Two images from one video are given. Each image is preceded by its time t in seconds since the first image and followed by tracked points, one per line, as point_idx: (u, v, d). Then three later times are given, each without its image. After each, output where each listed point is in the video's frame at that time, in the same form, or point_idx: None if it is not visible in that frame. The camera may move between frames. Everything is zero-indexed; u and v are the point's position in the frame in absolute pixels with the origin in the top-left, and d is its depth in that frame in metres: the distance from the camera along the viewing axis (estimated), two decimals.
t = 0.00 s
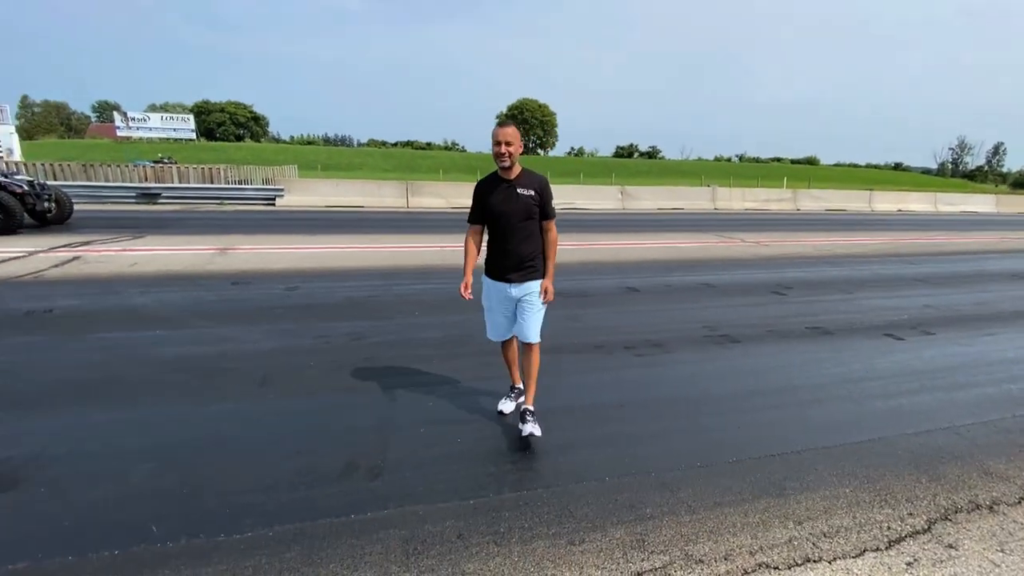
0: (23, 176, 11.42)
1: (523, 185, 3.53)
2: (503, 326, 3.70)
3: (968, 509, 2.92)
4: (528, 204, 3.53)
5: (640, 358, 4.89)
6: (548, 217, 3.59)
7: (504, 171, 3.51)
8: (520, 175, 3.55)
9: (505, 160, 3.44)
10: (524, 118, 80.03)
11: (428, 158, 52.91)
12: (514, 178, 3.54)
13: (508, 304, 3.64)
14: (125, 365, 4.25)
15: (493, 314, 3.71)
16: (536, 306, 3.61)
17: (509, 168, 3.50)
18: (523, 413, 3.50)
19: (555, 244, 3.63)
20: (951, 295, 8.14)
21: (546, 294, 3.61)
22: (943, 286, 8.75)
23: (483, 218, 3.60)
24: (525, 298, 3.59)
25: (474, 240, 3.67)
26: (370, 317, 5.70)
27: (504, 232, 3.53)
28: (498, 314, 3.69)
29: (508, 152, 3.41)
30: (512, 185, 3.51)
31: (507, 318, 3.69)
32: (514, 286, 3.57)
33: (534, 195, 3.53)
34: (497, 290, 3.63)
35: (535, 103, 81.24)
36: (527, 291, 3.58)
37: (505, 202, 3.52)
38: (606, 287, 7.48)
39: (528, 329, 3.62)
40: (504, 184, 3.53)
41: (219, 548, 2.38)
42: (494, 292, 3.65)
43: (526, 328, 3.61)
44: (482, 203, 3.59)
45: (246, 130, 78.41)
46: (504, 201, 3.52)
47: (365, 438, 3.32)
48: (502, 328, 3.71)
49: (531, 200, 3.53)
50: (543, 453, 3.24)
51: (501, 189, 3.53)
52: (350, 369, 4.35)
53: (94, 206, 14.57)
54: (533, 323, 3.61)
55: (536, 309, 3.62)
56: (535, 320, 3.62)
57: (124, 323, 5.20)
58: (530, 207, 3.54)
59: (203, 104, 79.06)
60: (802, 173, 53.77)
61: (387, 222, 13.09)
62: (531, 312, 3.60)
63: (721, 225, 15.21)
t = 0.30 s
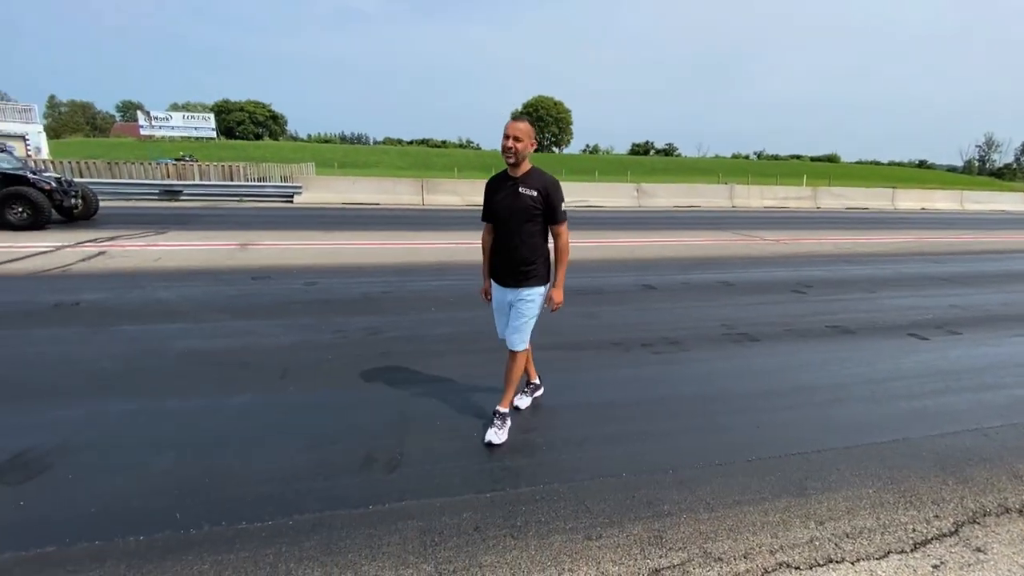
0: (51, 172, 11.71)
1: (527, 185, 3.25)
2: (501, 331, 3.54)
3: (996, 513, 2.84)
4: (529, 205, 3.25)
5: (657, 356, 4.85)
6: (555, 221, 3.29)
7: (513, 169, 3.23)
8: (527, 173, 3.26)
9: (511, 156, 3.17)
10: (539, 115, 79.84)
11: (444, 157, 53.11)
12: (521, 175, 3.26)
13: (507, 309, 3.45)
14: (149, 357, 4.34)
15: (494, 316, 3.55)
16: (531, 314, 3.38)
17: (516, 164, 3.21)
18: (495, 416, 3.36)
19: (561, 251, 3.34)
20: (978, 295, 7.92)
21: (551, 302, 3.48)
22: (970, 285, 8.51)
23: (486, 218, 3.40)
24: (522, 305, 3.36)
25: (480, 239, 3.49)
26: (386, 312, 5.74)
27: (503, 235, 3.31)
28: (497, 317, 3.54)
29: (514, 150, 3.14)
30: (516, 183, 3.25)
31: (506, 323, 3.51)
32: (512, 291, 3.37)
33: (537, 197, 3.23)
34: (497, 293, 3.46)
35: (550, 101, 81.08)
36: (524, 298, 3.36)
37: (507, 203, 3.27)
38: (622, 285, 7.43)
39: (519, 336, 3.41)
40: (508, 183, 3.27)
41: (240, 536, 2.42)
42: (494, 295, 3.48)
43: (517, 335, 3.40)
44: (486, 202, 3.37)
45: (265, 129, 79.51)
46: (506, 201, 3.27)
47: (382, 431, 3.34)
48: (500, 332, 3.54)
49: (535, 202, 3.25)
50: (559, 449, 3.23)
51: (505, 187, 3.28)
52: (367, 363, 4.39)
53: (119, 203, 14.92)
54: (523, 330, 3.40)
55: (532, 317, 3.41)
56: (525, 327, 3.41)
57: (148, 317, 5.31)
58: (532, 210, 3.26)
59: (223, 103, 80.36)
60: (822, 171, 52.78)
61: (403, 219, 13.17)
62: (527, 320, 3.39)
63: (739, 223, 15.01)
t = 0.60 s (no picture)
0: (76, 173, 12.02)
1: (525, 187, 3.12)
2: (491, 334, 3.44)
3: (1021, 523, 2.77)
4: (524, 208, 3.13)
5: (672, 358, 4.81)
6: (548, 227, 3.11)
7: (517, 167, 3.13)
8: (528, 175, 3.14)
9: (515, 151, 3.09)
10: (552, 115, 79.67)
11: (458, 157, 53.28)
12: (521, 177, 3.14)
13: (500, 311, 3.37)
14: (169, 355, 4.44)
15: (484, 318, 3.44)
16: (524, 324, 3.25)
17: (517, 164, 3.11)
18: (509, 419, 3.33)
19: (548, 260, 3.12)
20: (1005, 298, 7.70)
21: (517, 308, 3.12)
22: (996, 288, 8.29)
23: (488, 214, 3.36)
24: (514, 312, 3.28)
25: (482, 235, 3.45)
26: (401, 311, 5.79)
27: (497, 234, 3.23)
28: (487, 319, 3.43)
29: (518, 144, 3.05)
30: (515, 185, 3.15)
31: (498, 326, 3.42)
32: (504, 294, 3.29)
33: (532, 201, 3.10)
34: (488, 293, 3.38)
35: (564, 100, 80.81)
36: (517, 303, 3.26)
37: (504, 202, 3.18)
38: (636, 286, 7.38)
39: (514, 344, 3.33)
40: (509, 182, 3.19)
41: (258, 533, 2.47)
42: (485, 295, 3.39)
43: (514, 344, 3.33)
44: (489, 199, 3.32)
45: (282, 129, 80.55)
46: (503, 199, 3.19)
47: (396, 431, 3.38)
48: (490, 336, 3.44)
49: (529, 205, 3.11)
50: (572, 451, 3.23)
51: (504, 188, 3.20)
52: (382, 362, 4.44)
53: (141, 203, 15.24)
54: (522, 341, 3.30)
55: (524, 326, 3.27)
56: (523, 338, 3.30)
57: (170, 315, 5.43)
58: (527, 213, 3.13)
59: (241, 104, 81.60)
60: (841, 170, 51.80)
61: (417, 219, 13.24)
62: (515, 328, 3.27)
63: (756, 223, 14.81)
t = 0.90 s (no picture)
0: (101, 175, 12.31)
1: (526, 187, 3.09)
2: (488, 337, 3.38)
3: None
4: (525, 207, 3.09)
5: (687, 360, 4.76)
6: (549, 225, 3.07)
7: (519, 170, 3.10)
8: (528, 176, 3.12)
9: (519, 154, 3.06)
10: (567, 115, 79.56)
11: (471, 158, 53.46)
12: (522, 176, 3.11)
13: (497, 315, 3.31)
14: (188, 354, 4.52)
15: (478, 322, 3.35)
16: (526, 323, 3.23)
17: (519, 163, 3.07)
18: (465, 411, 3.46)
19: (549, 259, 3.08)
20: None
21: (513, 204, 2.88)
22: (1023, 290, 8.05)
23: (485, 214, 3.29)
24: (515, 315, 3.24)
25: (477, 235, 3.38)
26: (415, 312, 5.82)
27: (495, 233, 3.17)
28: (482, 323, 3.35)
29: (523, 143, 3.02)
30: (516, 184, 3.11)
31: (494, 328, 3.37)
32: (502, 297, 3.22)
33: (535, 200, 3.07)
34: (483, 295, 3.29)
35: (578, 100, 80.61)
36: (517, 305, 3.22)
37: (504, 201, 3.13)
38: (650, 287, 7.33)
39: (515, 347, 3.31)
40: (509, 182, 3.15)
41: (273, 529, 2.50)
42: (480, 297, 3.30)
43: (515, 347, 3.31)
44: (487, 199, 3.25)
45: (298, 131, 81.63)
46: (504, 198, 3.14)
47: (410, 431, 3.39)
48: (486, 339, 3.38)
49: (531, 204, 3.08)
50: (585, 453, 3.21)
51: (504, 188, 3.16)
52: (396, 362, 4.46)
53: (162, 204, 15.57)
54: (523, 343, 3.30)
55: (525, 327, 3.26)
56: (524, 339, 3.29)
57: (189, 314, 5.53)
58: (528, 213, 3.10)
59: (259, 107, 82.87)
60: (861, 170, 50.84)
61: (431, 220, 13.32)
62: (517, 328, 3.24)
63: (773, 224, 14.61)
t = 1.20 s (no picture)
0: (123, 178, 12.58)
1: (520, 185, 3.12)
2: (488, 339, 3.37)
3: None
4: (521, 206, 3.12)
5: (702, 362, 4.73)
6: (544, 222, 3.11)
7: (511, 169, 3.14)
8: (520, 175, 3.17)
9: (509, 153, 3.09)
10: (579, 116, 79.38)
11: (484, 159, 53.61)
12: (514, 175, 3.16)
13: (496, 317, 3.31)
14: (208, 352, 4.61)
15: (477, 325, 3.35)
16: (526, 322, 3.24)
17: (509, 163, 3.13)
18: (472, 415, 3.47)
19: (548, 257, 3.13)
20: None
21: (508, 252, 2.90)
22: None
23: (477, 217, 3.29)
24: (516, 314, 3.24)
25: (470, 239, 3.36)
26: (429, 312, 5.87)
27: (491, 235, 3.17)
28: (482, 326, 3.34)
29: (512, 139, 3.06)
30: (509, 184, 3.14)
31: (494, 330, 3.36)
32: (501, 298, 3.22)
33: (530, 197, 3.11)
34: (481, 298, 3.28)
35: (590, 101, 80.48)
36: (517, 305, 3.23)
37: (498, 202, 3.15)
38: (665, 288, 7.30)
39: (517, 347, 3.32)
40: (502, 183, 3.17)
41: (291, 526, 2.54)
42: (478, 301, 3.28)
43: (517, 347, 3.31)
44: (478, 201, 3.26)
45: (313, 134, 82.63)
46: (496, 199, 3.16)
47: (424, 430, 3.42)
48: (486, 342, 3.38)
49: (526, 203, 3.11)
50: (599, 454, 3.21)
51: (497, 188, 3.18)
52: (411, 362, 4.50)
53: (182, 206, 15.86)
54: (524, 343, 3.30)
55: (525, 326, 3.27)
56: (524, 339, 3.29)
57: (208, 314, 5.64)
58: (523, 212, 3.12)
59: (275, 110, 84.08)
60: (879, 170, 50.01)
61: (444, 221, 13.38)
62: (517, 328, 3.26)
63: (789, 225, 14.43)
